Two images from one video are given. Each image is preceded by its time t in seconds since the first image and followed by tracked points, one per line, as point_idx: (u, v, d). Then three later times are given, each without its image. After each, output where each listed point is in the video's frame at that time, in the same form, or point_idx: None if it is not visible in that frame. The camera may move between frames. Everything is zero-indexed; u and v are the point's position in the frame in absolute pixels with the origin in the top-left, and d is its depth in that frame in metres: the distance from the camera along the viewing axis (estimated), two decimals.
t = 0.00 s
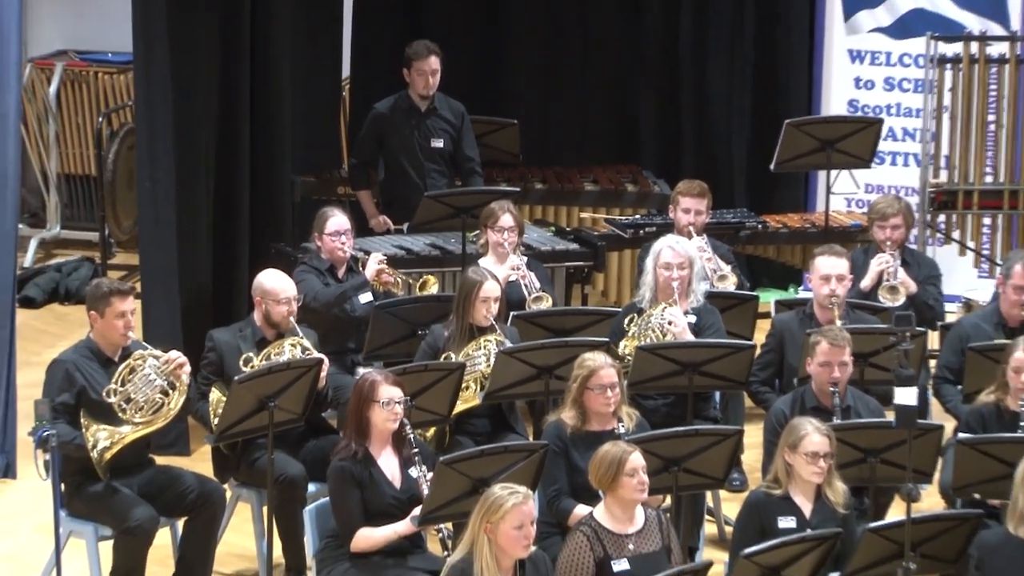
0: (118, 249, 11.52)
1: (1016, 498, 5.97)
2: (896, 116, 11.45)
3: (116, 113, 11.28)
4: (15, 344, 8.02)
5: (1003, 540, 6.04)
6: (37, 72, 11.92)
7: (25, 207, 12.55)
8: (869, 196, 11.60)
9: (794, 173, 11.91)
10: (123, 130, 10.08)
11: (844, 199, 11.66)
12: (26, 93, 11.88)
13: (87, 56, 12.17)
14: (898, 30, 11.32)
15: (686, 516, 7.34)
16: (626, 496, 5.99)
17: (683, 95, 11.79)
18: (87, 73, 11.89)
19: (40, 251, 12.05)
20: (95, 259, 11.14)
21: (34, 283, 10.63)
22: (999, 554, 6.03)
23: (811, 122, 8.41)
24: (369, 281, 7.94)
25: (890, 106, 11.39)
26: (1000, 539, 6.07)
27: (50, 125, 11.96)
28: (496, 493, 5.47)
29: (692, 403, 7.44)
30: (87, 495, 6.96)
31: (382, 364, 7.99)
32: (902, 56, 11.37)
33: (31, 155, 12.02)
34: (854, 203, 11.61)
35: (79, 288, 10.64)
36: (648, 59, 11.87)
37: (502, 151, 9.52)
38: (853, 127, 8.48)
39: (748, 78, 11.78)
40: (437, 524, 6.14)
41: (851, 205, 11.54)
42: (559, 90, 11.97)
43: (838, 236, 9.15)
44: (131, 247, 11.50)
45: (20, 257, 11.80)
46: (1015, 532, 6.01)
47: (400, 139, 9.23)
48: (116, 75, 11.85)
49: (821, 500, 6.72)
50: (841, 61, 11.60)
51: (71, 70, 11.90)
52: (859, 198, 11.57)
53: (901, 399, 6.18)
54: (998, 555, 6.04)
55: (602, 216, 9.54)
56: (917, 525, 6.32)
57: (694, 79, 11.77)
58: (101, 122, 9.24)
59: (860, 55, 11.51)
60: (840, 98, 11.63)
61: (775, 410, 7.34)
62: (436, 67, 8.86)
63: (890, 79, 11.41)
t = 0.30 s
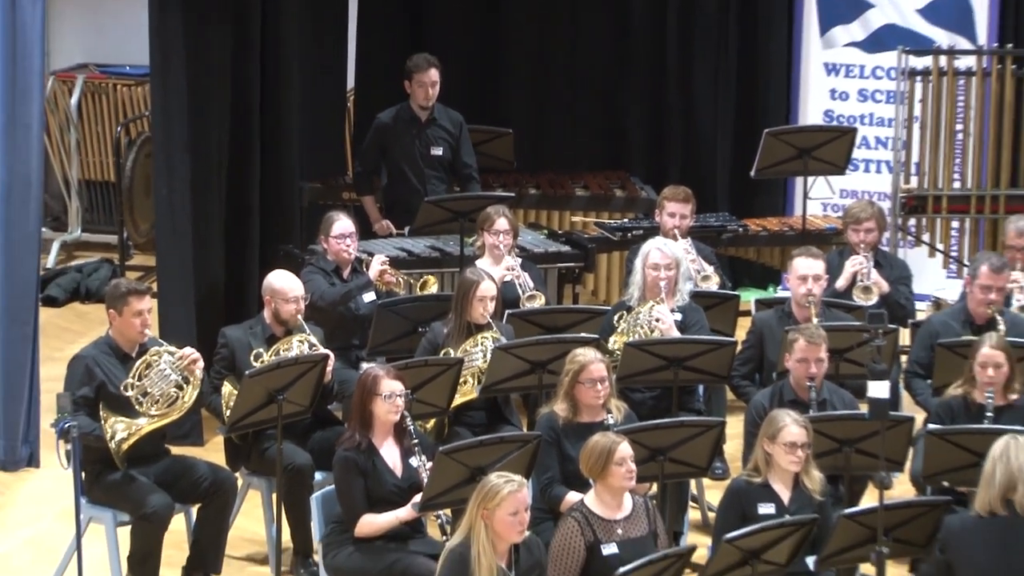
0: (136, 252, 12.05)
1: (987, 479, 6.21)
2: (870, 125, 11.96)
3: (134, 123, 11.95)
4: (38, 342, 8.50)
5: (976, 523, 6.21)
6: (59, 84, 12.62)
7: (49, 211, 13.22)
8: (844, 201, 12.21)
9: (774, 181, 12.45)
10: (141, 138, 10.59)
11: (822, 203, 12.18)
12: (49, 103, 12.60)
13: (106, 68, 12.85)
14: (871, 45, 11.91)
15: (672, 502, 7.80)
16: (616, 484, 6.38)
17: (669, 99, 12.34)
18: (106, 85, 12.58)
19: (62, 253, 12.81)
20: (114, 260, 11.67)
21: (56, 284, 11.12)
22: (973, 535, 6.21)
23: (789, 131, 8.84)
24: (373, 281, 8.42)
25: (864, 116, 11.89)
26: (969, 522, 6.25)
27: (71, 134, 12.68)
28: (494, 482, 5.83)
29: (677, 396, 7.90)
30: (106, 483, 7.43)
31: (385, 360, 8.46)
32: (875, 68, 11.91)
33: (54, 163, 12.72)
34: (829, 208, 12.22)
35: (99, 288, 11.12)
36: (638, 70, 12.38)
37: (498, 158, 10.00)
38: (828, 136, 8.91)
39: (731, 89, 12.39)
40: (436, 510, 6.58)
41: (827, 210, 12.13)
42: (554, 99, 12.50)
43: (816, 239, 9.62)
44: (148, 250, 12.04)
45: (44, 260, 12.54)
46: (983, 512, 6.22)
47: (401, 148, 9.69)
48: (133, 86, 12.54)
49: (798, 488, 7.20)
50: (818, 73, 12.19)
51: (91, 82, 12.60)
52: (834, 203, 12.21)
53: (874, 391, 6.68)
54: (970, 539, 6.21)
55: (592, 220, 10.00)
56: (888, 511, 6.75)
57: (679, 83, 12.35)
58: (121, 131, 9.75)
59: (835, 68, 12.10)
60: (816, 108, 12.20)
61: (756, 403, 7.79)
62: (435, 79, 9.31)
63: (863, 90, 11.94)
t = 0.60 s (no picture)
0: (144, 253, 12.56)
1: (949, 458, 6.64)
2: (837, 134, 12.54)
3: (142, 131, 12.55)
4: (51, 339, 8.99)
5: (940, 500, 6.65)
6: (71, 96, 13.24)
7: (60, 215, 13.81)
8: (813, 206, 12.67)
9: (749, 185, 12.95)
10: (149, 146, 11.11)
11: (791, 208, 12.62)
12: (61, 114, 13.22)
13: (116, 80, 13.45)
14: (839, 58, 12.48)
15: (650, 490, 8.29)
16: (598, 473, 6.81)
17: (647, 105, 12.90)
18: (116, 97, 13.20)
19: (74, 255, 13.41)
20: (123, 262, 12.18)
21: (68, 284, 11.60)
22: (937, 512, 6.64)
23: (762, 139, 9.29)
24: (368, 281, 8.86)
25: (831, 125, 12.51)
26: (933, 500, 6.69)
27: (82, 142, 13.29)
28: (481, 471, 6.14)
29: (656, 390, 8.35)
30: (116, 473, 7.90)
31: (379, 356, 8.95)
32: (842, 80, 12.47)
33: (66, 170, 13.33)
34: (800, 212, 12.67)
35: (109, 288, 11.62)
36: (619, 74, 13.02)
37: (486, 164, 10.49)
38: (797, 143, 9.38)
39: (706, 97, 12.89)
40: (428, 499, 7.01)
41: (797, 213, 12.61)
42: (541, 102, 13.20)
43: (787, 241, 10.11)
44: (156, 251, 12.55)
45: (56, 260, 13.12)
46: (946, 490, 6.65)
47: (395, 156, 10.15)
48: (142, 97, 13.15)
49: (771, 477, 7.67)
50: (788, 86, 12.76)
51: (102, 94, 13.22)
52: (803, 207, 12.68)
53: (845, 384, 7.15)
54: (933, 514, 6.66)
55: (575, 223, 10.47)
56: (856, 496, 6.97)
57: (656, 91, 12.86)
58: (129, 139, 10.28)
59: (804, 80, 12.67)
60: (787, 118, 12.78)
61: (730, 396, 8.26)
62: (427, 91, 9.79)
63: (830, 101, 12.54)
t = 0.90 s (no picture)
0: (152, 255, 13.08)
1: (904, 454, 7.22)
2: (808, 141, 13.06)
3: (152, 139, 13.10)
4: (64, 337, 9.53)
5: (896, 492, 7.16)
6: (83, 106, 13.78)
7: (73, 219, 14.36)
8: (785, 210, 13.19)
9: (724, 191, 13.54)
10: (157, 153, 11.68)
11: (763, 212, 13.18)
12: (74, 123, 13.77)
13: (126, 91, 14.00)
14: (810, 70, 13.02)
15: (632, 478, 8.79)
16: (583, 463, 7.10)
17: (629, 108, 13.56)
18: (126, 107, 13.75)
19: (85, 256, 13.94)
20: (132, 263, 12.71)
21: (81, 284, 12.10)
22: (895, 501, 7.13)
23: (737, 147, 9.79)
24: (364, 281, 9.38)
25: (803, 133, 13.01)
26: (890, 494, 7.20)
27: (94, 150, 13.85)
28: (473, 461, 6.45)
29: (638, 383, 8.84)
30: (125, 463, 8.37)
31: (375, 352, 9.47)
32: (813, 91, 13.02)
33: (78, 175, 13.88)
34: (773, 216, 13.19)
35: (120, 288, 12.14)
36: (604, 81, 13.60)
37: (477, 170, 11.02)
38: (770, 150, 9.88)
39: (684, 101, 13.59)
40: (422, 486, 7.45)
41: (771, 217, 13.13)
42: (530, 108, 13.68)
43: (761, 243, 10.63)
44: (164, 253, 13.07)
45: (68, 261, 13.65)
46: (903, 483, 7.20)
47: (390, 162, 10.64)
48: (151, 107, 13.71)
49: (746, 466, 8.08)
50: (761, 95, 13.26)
51: (113, 104, 13.76)
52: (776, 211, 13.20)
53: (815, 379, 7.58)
54: (892, 506, 7.16)
55: (561, 226, 10.97)
56: (827, 484, 7.11)
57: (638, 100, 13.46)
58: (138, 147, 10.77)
59: (777, 91, 13.20)
60: (760, 126, 13.29)
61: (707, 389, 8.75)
62: (422, 101, 10.29)
63: (802, 110, 13.07)
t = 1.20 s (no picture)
0: (159, 255, 13.62)
1: (866, 445, 7.62)
2: (780, 149, 13.69)
3: (159, 147, 13.62)
4: (76, 333, 10.07)
5: (860, 481, 7.58)
6: (94, 115, 14.30)
7: (84, 222, 14.89)
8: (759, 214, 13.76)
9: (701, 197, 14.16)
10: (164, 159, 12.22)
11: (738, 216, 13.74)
12: (85, 132, 14.31)
13: (134, 101, 14.53)
14: (782, 80, 13.71)
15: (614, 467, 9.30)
16: (567, 453, 7.55)
17: (612, 115, 14.21)
18: (135, 116, 14.26)
19: (96, 257, 14.48)
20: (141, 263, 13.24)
21: (92, 284, 12.62)
22: (859, 491, 7.55)
23: (715, 154, 10.28)
24: (360, 281, 9.96)
25: (776, 140, 13.65)
26: (854, 483, 7.61)
27: (104, 157, 14.38)
28: (464, 452, 6.86)
29: (620, 378, 9.31)
30: (134, 454, 8.88)
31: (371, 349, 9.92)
32: (786, 100, 13.69)
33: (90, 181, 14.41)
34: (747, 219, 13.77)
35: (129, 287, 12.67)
36: (586, 86, 14.20)
37: (466, 176, 11.55)
38: (746, 157, 10.39)
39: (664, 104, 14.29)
40: (418, 475, 7.90)
41: (746, 220, 13.67)
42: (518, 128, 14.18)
43: (736, 245, 11.16)
44: (171, 254, 13.61)
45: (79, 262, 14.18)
46: (866, 472, 7.60)
47: (385, 168, 11.14)
48: (158, 116, 14.24)
49: (722, 456, 8.51)
50: (735, 104, 13.86)
51: (122, 113, 14.27)
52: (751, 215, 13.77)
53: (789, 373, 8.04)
54: (856, 494, 7.57)
55: (547, 229, 11.48)
56: (797, 473, 7.61)
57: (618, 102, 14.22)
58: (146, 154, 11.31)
59: (751, 100, 13.82)
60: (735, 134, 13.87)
61: (686, 383, 9.23)
62: (415, 117, 10.77)
63: (776, 119, 13.71)
